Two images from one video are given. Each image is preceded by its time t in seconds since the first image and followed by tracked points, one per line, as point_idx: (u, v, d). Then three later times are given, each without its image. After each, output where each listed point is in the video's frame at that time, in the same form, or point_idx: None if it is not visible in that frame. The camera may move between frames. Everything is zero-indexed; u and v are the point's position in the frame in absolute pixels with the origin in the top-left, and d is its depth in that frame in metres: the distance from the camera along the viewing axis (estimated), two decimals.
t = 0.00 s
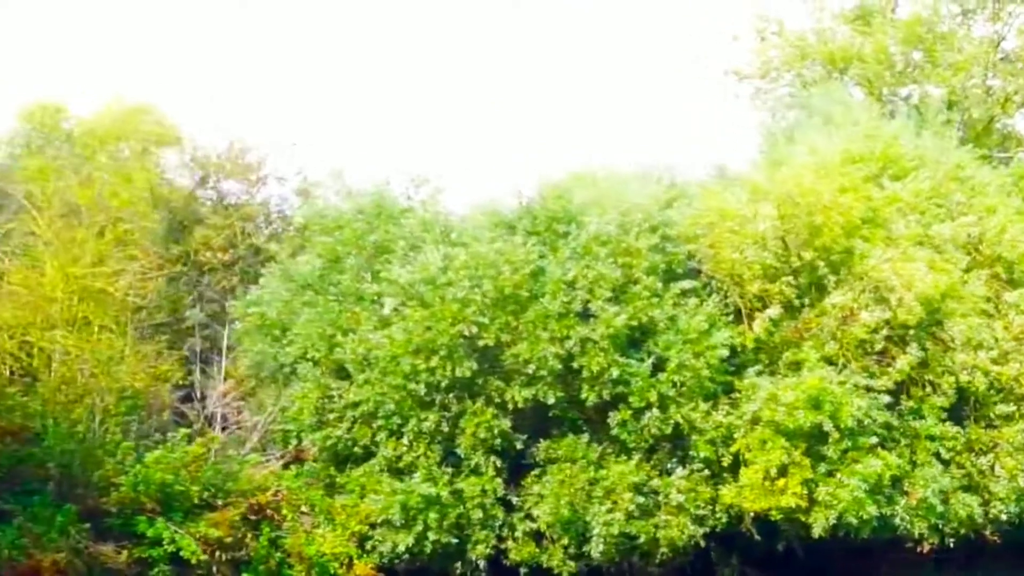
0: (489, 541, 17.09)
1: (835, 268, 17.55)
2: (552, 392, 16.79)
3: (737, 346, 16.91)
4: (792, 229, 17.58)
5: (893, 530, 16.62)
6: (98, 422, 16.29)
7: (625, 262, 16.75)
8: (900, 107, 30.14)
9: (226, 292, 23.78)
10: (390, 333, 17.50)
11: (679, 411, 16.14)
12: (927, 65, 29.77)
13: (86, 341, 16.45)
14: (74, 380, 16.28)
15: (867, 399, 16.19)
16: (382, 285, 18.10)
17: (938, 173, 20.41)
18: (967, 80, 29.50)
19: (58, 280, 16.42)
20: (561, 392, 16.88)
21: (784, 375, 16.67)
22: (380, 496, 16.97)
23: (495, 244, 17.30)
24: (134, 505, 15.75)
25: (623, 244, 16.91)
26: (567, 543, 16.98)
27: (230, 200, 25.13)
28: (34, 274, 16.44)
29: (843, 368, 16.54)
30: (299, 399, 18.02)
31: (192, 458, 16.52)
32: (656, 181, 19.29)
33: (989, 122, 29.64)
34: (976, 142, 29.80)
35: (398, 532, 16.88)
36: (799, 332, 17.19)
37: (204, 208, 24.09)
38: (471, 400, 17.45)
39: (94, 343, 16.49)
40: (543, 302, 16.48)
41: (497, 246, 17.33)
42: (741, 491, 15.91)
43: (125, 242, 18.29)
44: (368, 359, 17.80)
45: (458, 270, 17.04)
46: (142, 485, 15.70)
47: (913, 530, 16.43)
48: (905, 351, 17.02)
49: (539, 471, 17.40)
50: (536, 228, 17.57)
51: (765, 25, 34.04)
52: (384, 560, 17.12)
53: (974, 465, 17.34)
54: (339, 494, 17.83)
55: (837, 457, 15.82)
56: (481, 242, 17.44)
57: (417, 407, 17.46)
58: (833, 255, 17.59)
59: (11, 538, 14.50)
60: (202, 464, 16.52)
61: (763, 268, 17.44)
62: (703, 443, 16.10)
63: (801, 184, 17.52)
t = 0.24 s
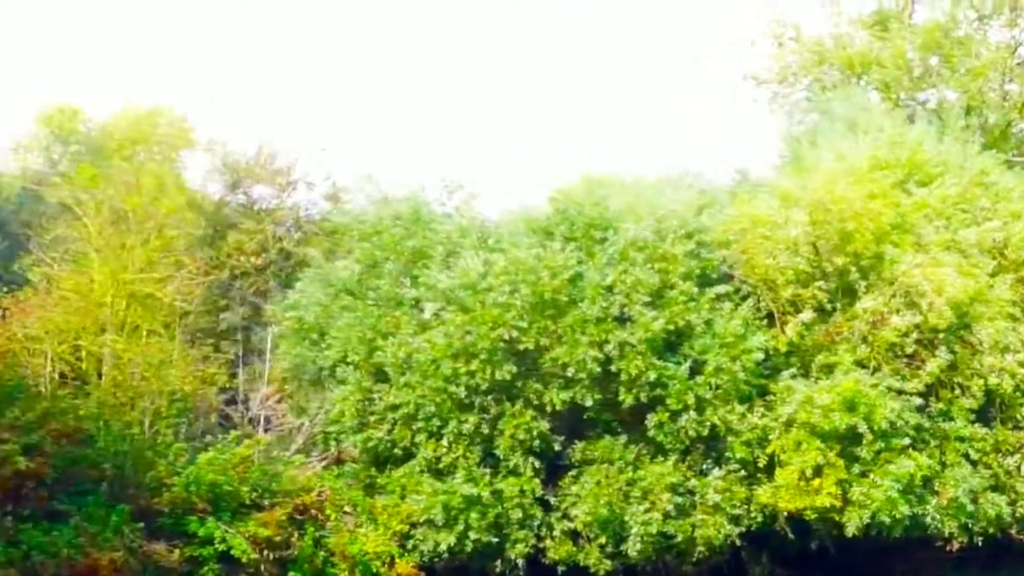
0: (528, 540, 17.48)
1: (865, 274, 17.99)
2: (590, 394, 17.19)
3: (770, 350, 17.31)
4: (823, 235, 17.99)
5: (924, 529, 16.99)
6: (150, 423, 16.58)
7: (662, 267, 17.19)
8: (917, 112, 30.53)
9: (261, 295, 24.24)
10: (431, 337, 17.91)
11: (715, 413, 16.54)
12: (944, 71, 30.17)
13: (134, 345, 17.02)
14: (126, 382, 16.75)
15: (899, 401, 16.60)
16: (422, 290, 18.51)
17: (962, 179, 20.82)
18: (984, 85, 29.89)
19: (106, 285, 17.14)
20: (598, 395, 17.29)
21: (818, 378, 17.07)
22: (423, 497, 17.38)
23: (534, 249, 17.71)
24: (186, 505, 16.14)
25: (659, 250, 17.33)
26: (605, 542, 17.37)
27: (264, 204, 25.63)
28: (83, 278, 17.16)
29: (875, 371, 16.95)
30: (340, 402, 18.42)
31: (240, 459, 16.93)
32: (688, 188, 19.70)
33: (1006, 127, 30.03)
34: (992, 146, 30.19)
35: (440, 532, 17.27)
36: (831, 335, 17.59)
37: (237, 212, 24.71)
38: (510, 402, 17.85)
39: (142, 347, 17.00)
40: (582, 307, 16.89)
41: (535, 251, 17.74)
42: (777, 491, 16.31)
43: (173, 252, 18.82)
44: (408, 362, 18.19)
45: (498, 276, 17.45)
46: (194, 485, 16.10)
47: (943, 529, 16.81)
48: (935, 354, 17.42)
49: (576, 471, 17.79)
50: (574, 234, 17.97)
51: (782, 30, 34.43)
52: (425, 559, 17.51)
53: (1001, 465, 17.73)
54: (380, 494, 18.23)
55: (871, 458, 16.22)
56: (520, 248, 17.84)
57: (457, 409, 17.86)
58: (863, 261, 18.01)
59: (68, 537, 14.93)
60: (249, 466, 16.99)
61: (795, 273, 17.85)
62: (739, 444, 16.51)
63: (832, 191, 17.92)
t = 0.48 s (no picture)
0: (554, 540, 17.76)
1: (884, 278, 18.30)
2: (615, 397, 17.49)
3: (793, 353, 17.60)
4: (844, 239, 18.28)
5: (945, 529, 17.23)
6: (183, 423, 17.06)
7: (686, 272, 17.50)
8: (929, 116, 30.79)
9: (284, 298, 24.53)
10: (458, 341, 18.20)
11: (740, 415, 16.82)
12: (956, 75, 30.44)
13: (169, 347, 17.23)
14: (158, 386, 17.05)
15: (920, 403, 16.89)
16: (448, 294, 18.78)
17: (979, 184, 21.10)
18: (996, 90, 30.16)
19: (140, 289, 17.29)
20: (624, 397, 17.58)
21: (841, 380, 17.37)
22: (451, 497, 17.68)
23: (560, 254, 18.00)
24: (220, 506, 16.45)
25: (683, 255, 17.65)
26: (630, 542, 17.65)
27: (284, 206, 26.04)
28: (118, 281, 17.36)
29: (896, 374, 17.24)
30: (368, 404, 18.73)
31: (272, 460, 17.24)
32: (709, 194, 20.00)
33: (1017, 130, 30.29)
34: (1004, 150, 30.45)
35: (468, 532, 17.57)
36: (852, 339, 17.88)
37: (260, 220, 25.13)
38: (536, 404, 18.13)
39: (176, 350, 17.23)
40: (607, 311, 17.19)
41: (561, 256, 18.04)
42: (801, 491, 16.60)
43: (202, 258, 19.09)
44: (436, 365, 18.47)
45: (524, 280, 17.75)
46: (229, 487, 16.51)
47: (964, 529, 17.05)
48: (955, 356, 17.70)
49: (601, 472, 18.07)
50: (598, 239, 18.27)
51: (793, 35, 34.69)
52: (453, 558, 17.80)
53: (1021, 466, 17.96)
54: (408, 495, 18.52)
55: (893, 459, 16.50)
56: (546, 253, 18.12)
57: (483, 412, 18.16)
58: (883, 265, 18.30)
59: (107, 537, 15.21)
60: (281, 467, 17.34)
61: (817, 277, 18.13)
62: (764, 446, 16.80)
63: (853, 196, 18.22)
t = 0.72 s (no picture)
0: (590, 540, 18.16)
1: (911, 284, 18.72)
2: (650, 400, 17.90)
3: (823, 358, 18.02)
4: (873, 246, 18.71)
5: (973, 529, 17.59)
6: (232, 424, 17.30)
7: (719, 278, 17.95)
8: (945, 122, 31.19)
9: (315, 303, 24.85)
10: (495, 345, 18.63)
11: (773, 418, 17.22)
12: (972, 81, 30.83)
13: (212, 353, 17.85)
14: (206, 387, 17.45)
15: (948, 407, 17.29)
16: (484, 300, 19.19)
17: (1002, 191, 21.50)
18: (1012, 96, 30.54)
19: (184, 296, 18.30)
20: (658, 401, 18.01)
21: (870, 384, 17.78)
22: (489, 498, 18.09)
23: (595, 261, 18.43)
24: (267, 507, 16.86)
25: (716, 262, 18.09)
26: (664, 542, 18.05)
27: (312, 209, 26.39)
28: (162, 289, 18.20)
29: (924, 378, 17.64)
30: (406, 408, 19.14)
31: (315, 462, 17.61)
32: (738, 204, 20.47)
33: None
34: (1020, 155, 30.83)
35: (506, 532, 17.97)
36: (880, 344, 18.29)
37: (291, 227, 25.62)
38: (571, 407, 18.55)
39: (219, 355, 17.82)
40: (642, 317, 17.61)
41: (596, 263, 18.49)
42: (833, 493, 17.01)
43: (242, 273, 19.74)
44: (473, 369, 18.87)
45: (560, 287, 18.18)
46: (275, 488, 16.95)
47: (991, 530, 17.41)
48: (981, 361, 18.09)
49: (634, 474, 18.47)
50: (632, 246, 18.71)
51: (808, 41, 35.02)
52: (491, 557, 18.21)
53: None
54: (445, 497, 18.93)
55: (923, 461, 16.89)
56: (581, 260, 18.54)
57: (520, 415, 18.57)
58: (911, 271, 18.72)
59: (159, 537, 15.51)
60: (324, 469, 17.70)
61: (846, 283, 18.55)
62: (796, 448, 17.20)
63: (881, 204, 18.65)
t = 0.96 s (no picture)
0: (614, 540, 18.44)
1: (930, 288, 19.01)
2: (674, 403, 18.18)
3: (844, 361, 18.30)
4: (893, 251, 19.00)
5: (992, 530, 17.85)
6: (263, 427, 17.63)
7: (742, 282, 18.25)
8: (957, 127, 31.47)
9: (337, 304, 24.86)
10: (520, 349, 18.92)
11: (796, 420, 17.51)
12: (984, 86, 31.11)
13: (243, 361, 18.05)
14: (238, 397, 17.72)
15: (969, 409, 17.56)
16: (509, 304, 19.48)
17: (1019, 196, 21.78)
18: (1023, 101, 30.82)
19: (215, 298, 18.33)
20: (682, 403, 18.31)
21: (891, 387, 18.06)
22: (516, 499, 18.38)
23: (619, 266, 18.73)
24: (299, 508, 17.15)
25: (739, 267, 18.39)
26: (688, 542, 18.34)
27: (331, 214, 26.70)
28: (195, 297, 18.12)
29: (944, 381, 17.92)
30: (432, 410, 19.42)
31: (344, 464, 17.87)
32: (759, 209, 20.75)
33: None
34: None
35: (532, 532, 18.25)
36: (900, 347, 18.53)
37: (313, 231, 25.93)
38: (595, 410, 18.85)
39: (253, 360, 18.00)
40: (667, 320, 17.90)
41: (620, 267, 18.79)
42: (855, 493, 17.29)
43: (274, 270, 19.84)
44: (498, 372, 19.17)
45: (585, 291, 18.48)
46: (307, 489, 17.24)
47: (1011, 530, 17.67)
48: (1001, 364, 18.34)
49: (658, 475, 18.78)
50: (655, 251, 19.01)
51: (819, 46, 35.20)
52: (517, 557, 18.51)
53: None
54: (471, 498, 19.21)
55: (943, 463, 17.17)
56: (606, 264, 18.85)
57: (545, 417, 18.86)
58: (930, 276, 19.00)
59: (195, 538, 15.75)
60: (354, 471, 17.99)
61: (867, 287, 18.84)
62: (818, 450, 17.49)
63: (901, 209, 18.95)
